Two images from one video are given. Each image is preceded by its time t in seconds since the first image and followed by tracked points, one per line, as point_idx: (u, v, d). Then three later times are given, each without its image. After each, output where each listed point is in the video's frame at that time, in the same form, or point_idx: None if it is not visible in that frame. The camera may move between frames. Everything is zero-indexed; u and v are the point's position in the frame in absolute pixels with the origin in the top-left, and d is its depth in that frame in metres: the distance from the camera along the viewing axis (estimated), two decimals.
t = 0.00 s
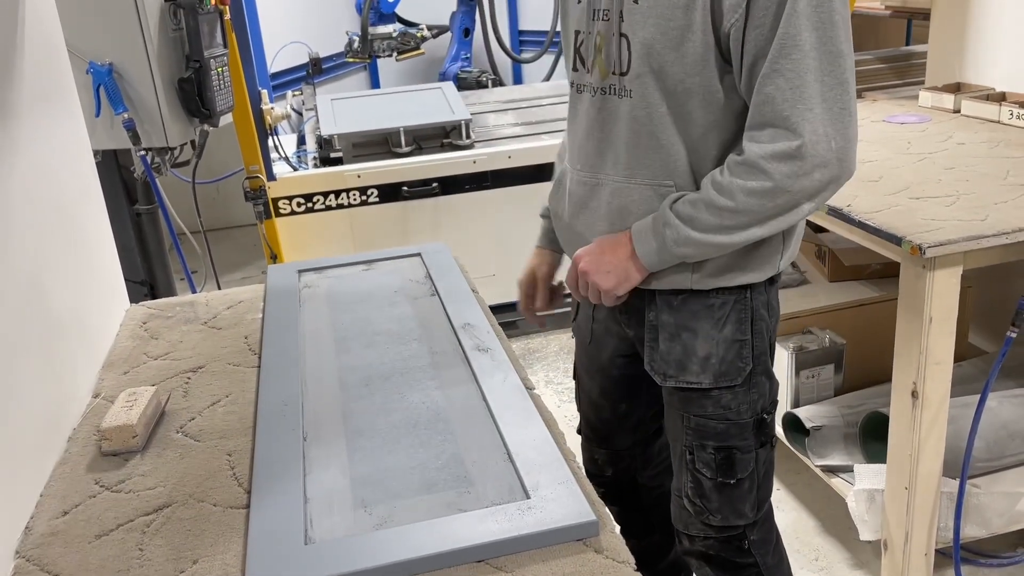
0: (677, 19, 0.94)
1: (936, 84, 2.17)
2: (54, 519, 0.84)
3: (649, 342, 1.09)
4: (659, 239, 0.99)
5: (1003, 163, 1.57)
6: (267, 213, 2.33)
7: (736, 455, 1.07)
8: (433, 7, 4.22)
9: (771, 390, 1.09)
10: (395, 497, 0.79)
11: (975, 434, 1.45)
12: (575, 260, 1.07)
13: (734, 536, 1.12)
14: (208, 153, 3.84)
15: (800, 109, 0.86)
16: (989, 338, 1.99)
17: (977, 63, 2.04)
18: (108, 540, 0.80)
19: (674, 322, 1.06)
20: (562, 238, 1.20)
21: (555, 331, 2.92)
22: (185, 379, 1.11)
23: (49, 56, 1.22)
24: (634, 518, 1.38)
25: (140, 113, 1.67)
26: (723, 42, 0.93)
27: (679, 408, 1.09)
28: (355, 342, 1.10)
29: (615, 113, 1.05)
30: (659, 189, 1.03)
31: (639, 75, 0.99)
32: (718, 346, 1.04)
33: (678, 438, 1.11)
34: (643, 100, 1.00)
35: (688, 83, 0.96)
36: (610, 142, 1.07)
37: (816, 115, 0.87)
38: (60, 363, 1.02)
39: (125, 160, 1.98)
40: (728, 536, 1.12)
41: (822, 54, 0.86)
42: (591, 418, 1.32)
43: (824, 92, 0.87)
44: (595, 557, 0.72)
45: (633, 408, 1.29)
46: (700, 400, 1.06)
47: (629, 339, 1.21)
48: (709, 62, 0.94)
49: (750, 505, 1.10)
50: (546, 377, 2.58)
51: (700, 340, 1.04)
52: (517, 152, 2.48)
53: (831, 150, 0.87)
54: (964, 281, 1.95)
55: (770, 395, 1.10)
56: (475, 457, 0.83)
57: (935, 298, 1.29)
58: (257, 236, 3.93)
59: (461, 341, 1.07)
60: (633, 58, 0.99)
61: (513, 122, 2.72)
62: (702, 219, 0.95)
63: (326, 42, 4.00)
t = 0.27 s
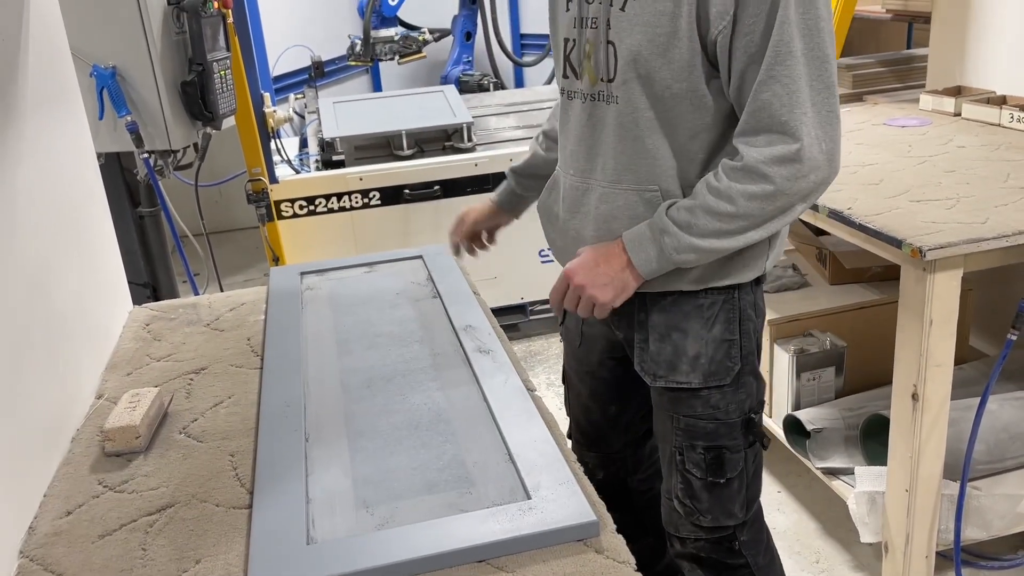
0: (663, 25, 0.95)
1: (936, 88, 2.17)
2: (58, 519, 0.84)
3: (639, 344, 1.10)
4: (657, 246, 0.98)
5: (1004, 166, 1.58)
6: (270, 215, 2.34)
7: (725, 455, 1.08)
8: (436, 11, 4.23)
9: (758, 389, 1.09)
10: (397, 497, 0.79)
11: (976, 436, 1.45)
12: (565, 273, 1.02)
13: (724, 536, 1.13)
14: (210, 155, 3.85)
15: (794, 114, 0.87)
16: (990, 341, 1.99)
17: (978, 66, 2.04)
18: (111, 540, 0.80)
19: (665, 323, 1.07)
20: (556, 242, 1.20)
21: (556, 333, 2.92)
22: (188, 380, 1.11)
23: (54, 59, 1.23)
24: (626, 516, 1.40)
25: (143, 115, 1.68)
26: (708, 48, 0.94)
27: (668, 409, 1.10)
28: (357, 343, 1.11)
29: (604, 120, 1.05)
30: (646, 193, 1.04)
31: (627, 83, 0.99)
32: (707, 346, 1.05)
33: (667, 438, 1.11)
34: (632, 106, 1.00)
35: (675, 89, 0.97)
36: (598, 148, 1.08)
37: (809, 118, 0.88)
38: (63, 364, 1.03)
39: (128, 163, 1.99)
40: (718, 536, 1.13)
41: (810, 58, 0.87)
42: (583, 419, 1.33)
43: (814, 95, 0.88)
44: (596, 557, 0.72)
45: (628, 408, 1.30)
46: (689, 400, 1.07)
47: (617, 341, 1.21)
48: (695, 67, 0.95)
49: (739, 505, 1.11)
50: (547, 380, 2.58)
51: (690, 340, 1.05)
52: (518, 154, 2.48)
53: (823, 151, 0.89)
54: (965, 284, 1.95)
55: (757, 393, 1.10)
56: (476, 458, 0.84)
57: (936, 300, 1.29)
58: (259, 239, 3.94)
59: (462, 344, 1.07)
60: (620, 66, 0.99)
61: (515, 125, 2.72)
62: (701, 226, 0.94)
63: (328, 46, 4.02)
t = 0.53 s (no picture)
0: (640, 39, 0.96)
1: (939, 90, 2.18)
2: (63, 519, 0.85)
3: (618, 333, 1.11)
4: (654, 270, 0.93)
5: (1006, 169, 1.58)
6: (273, 217, 2.34)
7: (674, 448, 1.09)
8: (439, 14, 4.24)
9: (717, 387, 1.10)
10: (400, 497, 0.79)
11: (978, 438, 1.45)
12: (573, 320, 0.92)
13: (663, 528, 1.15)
14: (214, 157, 3.86)
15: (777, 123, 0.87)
16: (992, 343, 1.99)
17: (981, 68, 2.05)
18: (116, 539, 0.81)
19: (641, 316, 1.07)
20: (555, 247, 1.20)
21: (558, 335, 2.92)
22: (192, 380, 1.12)
23: (59, 61, 1.24)
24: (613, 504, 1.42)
25: (147, 117, 1.69)
26: (683, 58, 0.95)
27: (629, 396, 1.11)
28: (360, 344, 1.11)
29: (591, 130, 1.07)
30: (630, 198, 1.04)
31: (609, 95, 1.00)
32: (681, 341, 1.05)
33: (623, 425, 1.13)
34: (614, 118, 1.01)
35: (655, 101, 0.98)
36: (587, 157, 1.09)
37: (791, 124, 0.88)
38: (68, 364, 1.04)
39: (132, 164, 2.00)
40: (657, 528, 1.14)
41: (787, 67, 0.87)
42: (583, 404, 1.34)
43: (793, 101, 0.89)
44: (598, 557, 0.73)
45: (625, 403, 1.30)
46: (651, 389, 1.07)
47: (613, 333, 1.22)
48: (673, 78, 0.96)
49: (681, 500, 1.12)
50: (550, 381, 2.58)
51: (666, 335, 1.06)
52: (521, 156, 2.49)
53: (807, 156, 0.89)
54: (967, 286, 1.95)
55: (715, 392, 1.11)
56: (478, 458, 0.84)
57: (937, 302, 1.29)
58: (262, 241, 3.95)
59: (464, 344, 1.08)
60: (603, 80, 1.01)
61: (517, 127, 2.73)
62: (698, 245, 0.91)
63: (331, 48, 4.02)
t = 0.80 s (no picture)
0: (632, 50, 0.96)
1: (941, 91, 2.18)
2: (68, 517, 0.85)
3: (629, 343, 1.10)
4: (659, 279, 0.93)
5: (1008, 169, 1.58)
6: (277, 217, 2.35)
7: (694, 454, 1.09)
8: (442, 15, 4.25)
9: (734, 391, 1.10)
10: (404, 496, 0.80)
11: (980, 438, 1.45)
12: (575, 331, 0.92)
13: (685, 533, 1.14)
14: (217, 158, 3.87)
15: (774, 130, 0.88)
16: (995, 344, 1.99)
17: (983, 69, 2.05)
18: (121, 537, 0.81)
19: (652, 327, 1.07)
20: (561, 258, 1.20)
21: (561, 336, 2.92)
22: (196, 380, 1.12)
23: (64, 62, 1.25)
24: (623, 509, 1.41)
25: (152, 118, 1.70)
26: (677, 68, 0.95)
27: (647, 406, 1.10)
28: (364, 344, 1.12)
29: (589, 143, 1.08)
30: (630, 210, 1.04)
31: (604, 108, 1.01)
32: (694, 351, 1.05)
33: (641, 433, 1.13)
34: (611, 132, 1.02)
35: (651, 112, 0.98)
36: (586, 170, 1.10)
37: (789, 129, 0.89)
38: (73, 363, 1.04)
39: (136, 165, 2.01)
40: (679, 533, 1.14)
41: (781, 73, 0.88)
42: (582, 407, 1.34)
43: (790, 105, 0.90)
44: (601, 555, 0.73)
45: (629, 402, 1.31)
46: (668, 399, 1.07)
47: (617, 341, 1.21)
48: (668, 90, 0.96)
49: (703, 504, 1.12)
50: (552, 382, 2.59)
51: (679, 344, 1.06)
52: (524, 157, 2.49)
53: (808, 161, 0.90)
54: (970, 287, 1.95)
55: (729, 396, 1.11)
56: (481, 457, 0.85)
57: (940, 303, 1.30)
58: (265, 241, 3.96)
59: (467, 344, 1.08)
60: (598, 93, 1.02)
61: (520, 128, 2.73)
62: (701, 253, 0.92)
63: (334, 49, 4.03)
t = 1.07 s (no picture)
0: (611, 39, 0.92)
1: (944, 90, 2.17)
2: (72, 515, 0.86)
3: (615, 348, 1.09)
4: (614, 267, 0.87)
5: (1011, 169, 1.58)
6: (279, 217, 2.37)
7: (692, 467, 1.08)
8: (444, 14, 4.25)
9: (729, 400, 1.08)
10: (409, 491, 0.80)
11: (982, 438, 1.45)
12: (513, 278, 0.86)
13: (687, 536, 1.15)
14: (220, 157, 3.88)
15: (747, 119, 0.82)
16: (997, 344, 1.99)
17: (986, 68, 2.05)
18: (124, 535, 0.81)
19: (635, 330, 1.06)
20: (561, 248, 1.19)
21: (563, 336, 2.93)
22: (198, 378, 1.12)
23: (67, 62, 1.25)
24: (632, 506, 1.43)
25: (154, 117, 1.70)
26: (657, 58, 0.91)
27: (637, 414, 1.09)
28: (377, 326, 1.12)
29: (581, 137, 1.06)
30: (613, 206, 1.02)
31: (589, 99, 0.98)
32: (677, 358, 1.04)
33: (636, 440, 1.12)
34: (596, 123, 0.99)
35: (632, 104, 0.94)
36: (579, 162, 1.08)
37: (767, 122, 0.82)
38: (76, 362, 1.05)
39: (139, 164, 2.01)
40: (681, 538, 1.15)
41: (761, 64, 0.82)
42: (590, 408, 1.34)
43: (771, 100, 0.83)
44: (603, 554, 0.73)
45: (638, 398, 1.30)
46: (656, 408, 1.06)
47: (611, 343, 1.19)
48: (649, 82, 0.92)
49: (701, 512, 1.11)
50: (554, 381, 2.59)
51: (661, 350, 1.04)
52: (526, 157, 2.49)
53: (788, 158, 0.83)
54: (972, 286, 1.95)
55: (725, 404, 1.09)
56: (487, 453, 0.85)
57: (942, 303, 1.29)
58: (267, 241, 3.96)
59: (481, 330, 1.08)
60: (588, 84, 0.98)
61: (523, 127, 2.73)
62: (658, 240, 0.85)
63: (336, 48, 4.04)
